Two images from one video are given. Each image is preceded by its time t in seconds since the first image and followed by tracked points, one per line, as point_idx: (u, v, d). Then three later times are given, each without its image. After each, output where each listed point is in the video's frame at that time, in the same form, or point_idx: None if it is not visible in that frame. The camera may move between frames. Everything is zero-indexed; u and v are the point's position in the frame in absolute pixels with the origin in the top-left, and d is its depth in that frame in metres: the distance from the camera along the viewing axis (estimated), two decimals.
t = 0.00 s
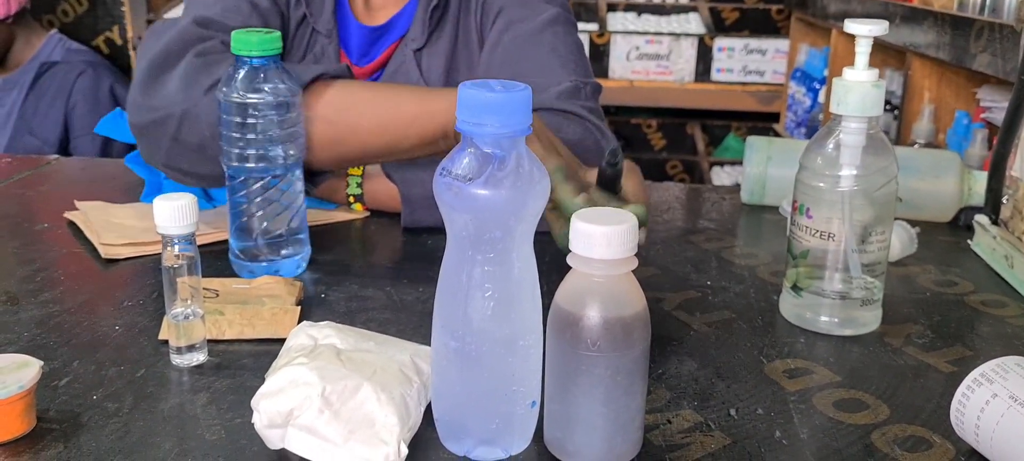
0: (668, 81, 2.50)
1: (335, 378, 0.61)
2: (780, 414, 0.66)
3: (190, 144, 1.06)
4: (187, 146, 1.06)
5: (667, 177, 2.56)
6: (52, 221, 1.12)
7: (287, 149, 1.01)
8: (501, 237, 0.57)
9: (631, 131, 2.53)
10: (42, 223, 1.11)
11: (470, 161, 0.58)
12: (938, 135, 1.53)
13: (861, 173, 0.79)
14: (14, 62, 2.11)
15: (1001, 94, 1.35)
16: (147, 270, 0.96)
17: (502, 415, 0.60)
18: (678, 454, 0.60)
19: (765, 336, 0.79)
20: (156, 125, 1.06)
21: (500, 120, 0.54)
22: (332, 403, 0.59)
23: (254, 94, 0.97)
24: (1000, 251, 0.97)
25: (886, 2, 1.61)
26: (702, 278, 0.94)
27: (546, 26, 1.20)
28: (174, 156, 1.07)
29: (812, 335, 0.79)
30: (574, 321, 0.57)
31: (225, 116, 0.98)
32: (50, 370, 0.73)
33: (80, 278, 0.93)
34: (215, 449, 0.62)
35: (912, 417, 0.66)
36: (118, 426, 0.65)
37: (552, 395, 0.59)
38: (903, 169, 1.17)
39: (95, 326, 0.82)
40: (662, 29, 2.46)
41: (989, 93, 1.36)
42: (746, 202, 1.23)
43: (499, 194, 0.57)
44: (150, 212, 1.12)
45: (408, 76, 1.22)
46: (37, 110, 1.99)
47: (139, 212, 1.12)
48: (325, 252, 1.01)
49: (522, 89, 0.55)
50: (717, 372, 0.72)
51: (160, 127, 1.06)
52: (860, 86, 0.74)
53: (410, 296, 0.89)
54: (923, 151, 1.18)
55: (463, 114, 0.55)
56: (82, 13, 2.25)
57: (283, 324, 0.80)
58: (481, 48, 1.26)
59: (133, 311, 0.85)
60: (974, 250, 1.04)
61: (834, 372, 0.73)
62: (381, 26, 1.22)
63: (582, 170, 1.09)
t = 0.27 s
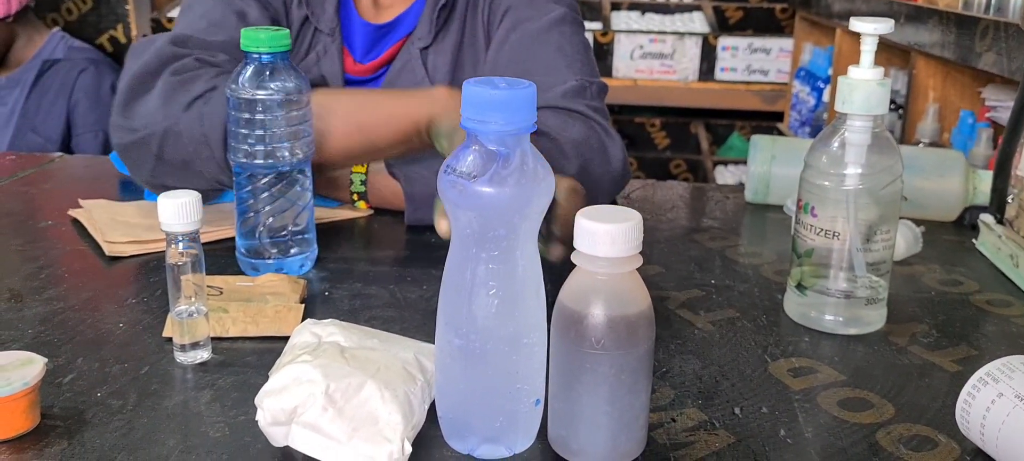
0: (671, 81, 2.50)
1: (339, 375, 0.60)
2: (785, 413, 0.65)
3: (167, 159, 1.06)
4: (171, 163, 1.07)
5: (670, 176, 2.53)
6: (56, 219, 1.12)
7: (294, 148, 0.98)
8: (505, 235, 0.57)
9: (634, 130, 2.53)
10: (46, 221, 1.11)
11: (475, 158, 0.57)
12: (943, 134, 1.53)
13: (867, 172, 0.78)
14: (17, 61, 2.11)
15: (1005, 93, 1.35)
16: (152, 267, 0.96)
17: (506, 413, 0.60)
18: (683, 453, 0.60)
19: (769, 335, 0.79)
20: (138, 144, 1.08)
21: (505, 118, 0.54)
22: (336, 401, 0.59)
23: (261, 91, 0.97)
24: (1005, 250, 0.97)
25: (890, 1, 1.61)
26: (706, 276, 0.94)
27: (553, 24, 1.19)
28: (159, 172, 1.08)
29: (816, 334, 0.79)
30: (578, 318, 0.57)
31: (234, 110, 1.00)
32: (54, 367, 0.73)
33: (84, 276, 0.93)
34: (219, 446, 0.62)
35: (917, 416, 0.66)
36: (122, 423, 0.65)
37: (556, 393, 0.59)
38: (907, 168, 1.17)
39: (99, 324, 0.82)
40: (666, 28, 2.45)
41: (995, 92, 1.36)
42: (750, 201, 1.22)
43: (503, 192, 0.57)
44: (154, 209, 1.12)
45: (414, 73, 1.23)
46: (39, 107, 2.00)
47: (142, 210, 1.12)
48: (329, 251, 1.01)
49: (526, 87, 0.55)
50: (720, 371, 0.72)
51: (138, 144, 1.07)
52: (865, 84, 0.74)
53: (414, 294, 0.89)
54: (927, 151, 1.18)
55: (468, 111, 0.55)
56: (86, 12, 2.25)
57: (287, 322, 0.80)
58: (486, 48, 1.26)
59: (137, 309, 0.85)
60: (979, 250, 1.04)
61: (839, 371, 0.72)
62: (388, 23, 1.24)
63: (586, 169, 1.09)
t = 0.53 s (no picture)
0: (674, 80, 2.50)
1: (342, 375, 0.61)
2: (786, 412, 0.65)
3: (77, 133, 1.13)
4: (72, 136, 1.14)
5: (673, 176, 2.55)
6: (59, 217, 1.12)
7: (297, 148, 0.99)
8: (508, 234, 0.57)
9: (637, 129, 2.53)
10: (50, 220, 1.11)
11: (477, 157, 0.58)
12: (946, 134, 1.52)
13: (869, 172, 0.78)
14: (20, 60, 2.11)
15: (1008, 93, 1.35)
16: (155, 266, 0.96)
17: (508, 413, 0.60)
18: (685, 452, 0.60)
19: (772, 334, 0.79)
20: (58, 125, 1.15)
21: (508, 117, 0.54)
22: (339, 399, 0.59)
23: (266, 90, 0.98)
24: (1008, 250, 0.97)
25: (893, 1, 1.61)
26: (708, 276, 0.94)
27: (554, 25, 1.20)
28: (73, 146, 1.15)
29: (819, 334, 0.79)
30: (580, 318, 0.57)
31: (235, 110, 0.98)
32: (58, 366, 0.73)
33: (87, 275, 0.93)
34: (223, 445, 0.62)
35: (919, 416, 0.66)
36: (126, 421, 0.65)
37: (558, 393, 0.59)
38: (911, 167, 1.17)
39: (103, 322, 0.82)
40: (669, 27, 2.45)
41: (998, 92, 1.36)
42: (753, 201, 1.22)
43: (506, 191, 0.57)
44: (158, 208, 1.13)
45: (417, 74, 1.24)
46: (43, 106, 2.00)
47: (146, 209, 1.12)
48: (332, 250, 1.01)
49: (529, 86, 0.55)
50: (722, 370, 0.72)
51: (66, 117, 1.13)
52: (868, 84, 0.74)
53: (416, 293, 0.89)
54: (930, 151, 1.19)
55: (471, 110, 0.55)
56: (89, 10, 2.26)
57: (290, 321, 0.80)
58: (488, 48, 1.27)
59: (141, 308, 0.86)
60: (982, 250, 1.04)
61: (841, 371, 0.72)
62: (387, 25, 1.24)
63: (589, 168, 1.09)
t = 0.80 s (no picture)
0: (677, 80, 2.50)
1: (345, 374, 0.61)
2: (789, 412, 0.65)
3: (36, 129, 1.04)
4: (33, 128, 1.05)
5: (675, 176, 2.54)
6: (63, 216, 1.13)
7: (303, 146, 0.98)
8: (511, 233, 0.57)
9: (639, 129, 2.53)
10: (54, 219, 1.11)
11: (481, 157, 0.58)
12: (948, 134, 1.52)
13: (871, 172, 0.79)
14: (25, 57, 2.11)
15: (1011, 93, 1.34)
16: (159, 265, 0.97)
17: (511, 412, 0.60)
18: (687, 451, 0.60)
19: (774, 334, 0.79)
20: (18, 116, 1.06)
21: (511, 117, 0.54)
22: (342, 398, 0.59)
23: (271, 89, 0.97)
24: (1011, 250, 0.97)
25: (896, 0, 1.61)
26: (711, 276, 0.94)
27: (555, 24, 1.20)
28: (31, 138, 1.08)
29: (821, 333, 0.79)
30: (583, 317, 0.57)
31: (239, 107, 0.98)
32: (61, 364, 0.73)
33: (91, 274, 0.94)
34: (226, 443, 0.62)
35: (922, 416, 0.66)
36: (129, 420, 0.65)
37: (561, 392, 0.59)
38: (913, 167, 1.17)
39: (106, 321, 0.82)
40: (671, 26, 2.46)
41: (1001, 92, 1.35)
42: (755, 201, 1.22)
43: (509, 191, 0.57)
44: (161, 207, 1.13)
45: (417, 76, 1.24)
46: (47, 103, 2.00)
47: (150, 208, 1.12)
48: (334, 249, 1.01)
49: (533, 86, 0.55)
50: (725, 370, 0.72)
51: (22, 113, 1.04)
52: (871, 83, 0.74)
53: (419, 292, 0.89)
54: (933, 151, 1.19)
55: (474, 110, 0.55)
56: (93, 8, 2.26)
57: (294, 320, 0.80)
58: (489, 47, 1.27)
59: (144, 306, 0.86)
60: (984, 250, 1.04)
61: (843, 371, 0.72)
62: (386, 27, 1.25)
63: (591, 168, 1.09)
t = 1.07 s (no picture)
0: (678, 80, 2.50)
1: (345, 375, 0.61)
2: (788, 413, 0.66)
3: (60, 124, 1.06)
4: (57, 126, 1.07)
5: (676, 176, 2.55)
6: (64, 217, 1.13)
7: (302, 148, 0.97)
8: (510, 235, 0.58)
9: (640, 129, 2.53)
10: (56, 219, 1.12)
11: (480, 158, 0.58)
12: (949, 134, 1.52)
13: (871, 173, 0.79)
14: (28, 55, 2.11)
15: (1012, 93, 1.34)
16: (160, 266, 0.97)
17: (511, 412, 0.60)
18: (687, 452, 0.60)
19: (774, 335, 0.79)
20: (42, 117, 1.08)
21: (511, 118, 0.54)
22: (342, 400, 0.59)
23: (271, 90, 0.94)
24: (1010, 251, 0.97)
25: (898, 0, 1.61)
26: (711, 276, 0.94)
27: (555, 25, 1.20)
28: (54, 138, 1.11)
29: (821, 334, 0.79)
30: (583, 318, 0.57)
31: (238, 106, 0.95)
32: (63, 364, 0.73)
33: (92, 274, 0.94)
34: (226, 443, 0.62)
35: (921, 416, 0.66)
36: (130, 420, 0.65)
37: (561, 392, 0.60)
38: (913, 168, 1.17)
39: (107, 322, 0.82)
40: (673, 27, 2.46)
41: (1002, 93, 1.35)
42: (755, 201, 1.22)
43: (509, 192, 0.57)
44: (162, 208, 1.13)
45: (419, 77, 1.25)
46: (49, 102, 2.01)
47: (151, 208, 1.12)
48: (335, 250, 1.01)
49: (532, 88, 0.55)
50: (725, 371, 0.72)
51: (47, 111, 1.06)
52: (871, 85, 0.74)
53: (419, 293, 0.89)
54: (933, 152, 1.19)
55: (474, 112, 0.55)
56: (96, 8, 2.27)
57: (294, 320, 0.80)
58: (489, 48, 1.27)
59: (146, 307, 0.86)
60: (984, 250, 1.04)
61: (843, 372, 0.72)
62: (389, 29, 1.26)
63: (591, 168, 1.09)
